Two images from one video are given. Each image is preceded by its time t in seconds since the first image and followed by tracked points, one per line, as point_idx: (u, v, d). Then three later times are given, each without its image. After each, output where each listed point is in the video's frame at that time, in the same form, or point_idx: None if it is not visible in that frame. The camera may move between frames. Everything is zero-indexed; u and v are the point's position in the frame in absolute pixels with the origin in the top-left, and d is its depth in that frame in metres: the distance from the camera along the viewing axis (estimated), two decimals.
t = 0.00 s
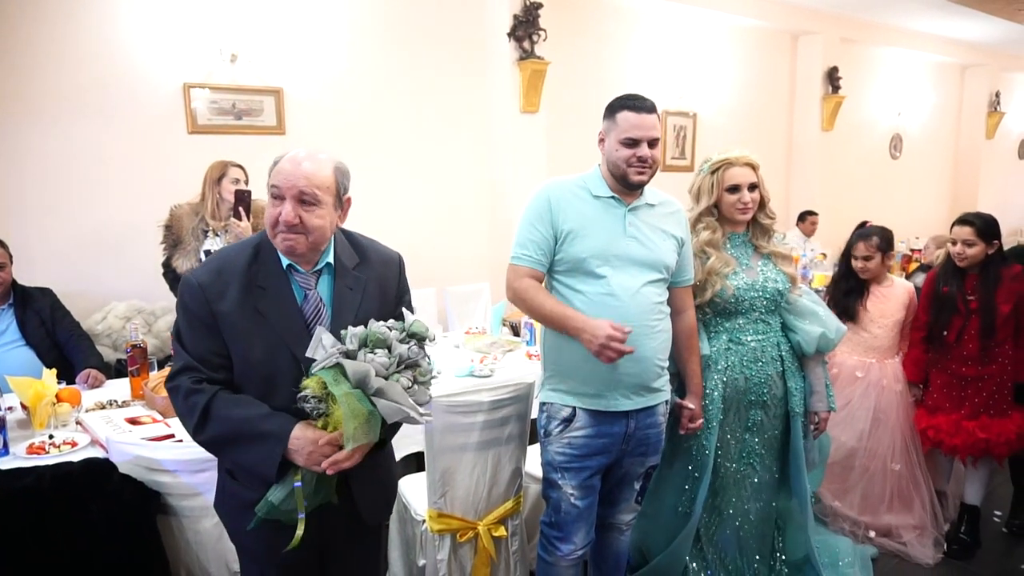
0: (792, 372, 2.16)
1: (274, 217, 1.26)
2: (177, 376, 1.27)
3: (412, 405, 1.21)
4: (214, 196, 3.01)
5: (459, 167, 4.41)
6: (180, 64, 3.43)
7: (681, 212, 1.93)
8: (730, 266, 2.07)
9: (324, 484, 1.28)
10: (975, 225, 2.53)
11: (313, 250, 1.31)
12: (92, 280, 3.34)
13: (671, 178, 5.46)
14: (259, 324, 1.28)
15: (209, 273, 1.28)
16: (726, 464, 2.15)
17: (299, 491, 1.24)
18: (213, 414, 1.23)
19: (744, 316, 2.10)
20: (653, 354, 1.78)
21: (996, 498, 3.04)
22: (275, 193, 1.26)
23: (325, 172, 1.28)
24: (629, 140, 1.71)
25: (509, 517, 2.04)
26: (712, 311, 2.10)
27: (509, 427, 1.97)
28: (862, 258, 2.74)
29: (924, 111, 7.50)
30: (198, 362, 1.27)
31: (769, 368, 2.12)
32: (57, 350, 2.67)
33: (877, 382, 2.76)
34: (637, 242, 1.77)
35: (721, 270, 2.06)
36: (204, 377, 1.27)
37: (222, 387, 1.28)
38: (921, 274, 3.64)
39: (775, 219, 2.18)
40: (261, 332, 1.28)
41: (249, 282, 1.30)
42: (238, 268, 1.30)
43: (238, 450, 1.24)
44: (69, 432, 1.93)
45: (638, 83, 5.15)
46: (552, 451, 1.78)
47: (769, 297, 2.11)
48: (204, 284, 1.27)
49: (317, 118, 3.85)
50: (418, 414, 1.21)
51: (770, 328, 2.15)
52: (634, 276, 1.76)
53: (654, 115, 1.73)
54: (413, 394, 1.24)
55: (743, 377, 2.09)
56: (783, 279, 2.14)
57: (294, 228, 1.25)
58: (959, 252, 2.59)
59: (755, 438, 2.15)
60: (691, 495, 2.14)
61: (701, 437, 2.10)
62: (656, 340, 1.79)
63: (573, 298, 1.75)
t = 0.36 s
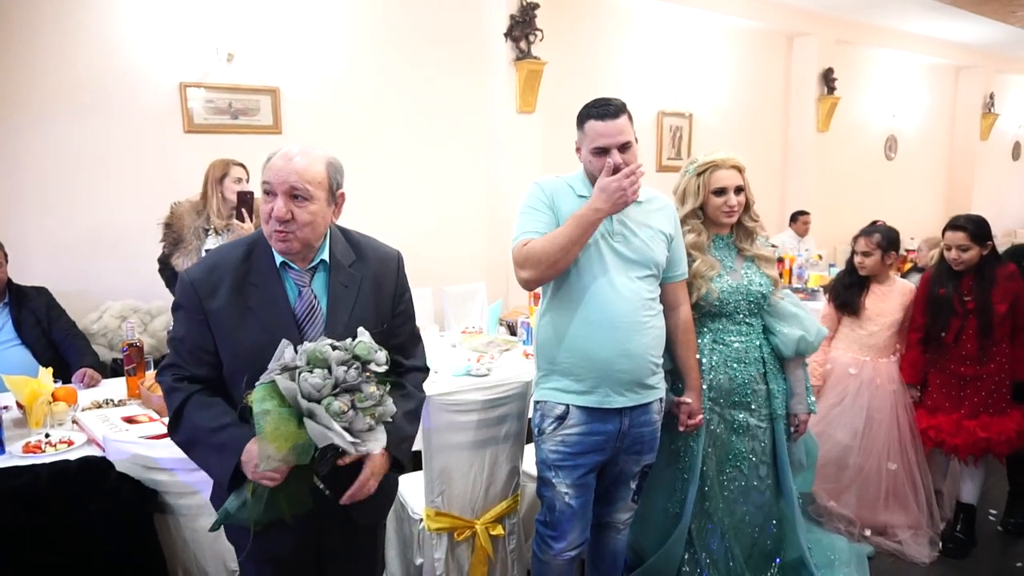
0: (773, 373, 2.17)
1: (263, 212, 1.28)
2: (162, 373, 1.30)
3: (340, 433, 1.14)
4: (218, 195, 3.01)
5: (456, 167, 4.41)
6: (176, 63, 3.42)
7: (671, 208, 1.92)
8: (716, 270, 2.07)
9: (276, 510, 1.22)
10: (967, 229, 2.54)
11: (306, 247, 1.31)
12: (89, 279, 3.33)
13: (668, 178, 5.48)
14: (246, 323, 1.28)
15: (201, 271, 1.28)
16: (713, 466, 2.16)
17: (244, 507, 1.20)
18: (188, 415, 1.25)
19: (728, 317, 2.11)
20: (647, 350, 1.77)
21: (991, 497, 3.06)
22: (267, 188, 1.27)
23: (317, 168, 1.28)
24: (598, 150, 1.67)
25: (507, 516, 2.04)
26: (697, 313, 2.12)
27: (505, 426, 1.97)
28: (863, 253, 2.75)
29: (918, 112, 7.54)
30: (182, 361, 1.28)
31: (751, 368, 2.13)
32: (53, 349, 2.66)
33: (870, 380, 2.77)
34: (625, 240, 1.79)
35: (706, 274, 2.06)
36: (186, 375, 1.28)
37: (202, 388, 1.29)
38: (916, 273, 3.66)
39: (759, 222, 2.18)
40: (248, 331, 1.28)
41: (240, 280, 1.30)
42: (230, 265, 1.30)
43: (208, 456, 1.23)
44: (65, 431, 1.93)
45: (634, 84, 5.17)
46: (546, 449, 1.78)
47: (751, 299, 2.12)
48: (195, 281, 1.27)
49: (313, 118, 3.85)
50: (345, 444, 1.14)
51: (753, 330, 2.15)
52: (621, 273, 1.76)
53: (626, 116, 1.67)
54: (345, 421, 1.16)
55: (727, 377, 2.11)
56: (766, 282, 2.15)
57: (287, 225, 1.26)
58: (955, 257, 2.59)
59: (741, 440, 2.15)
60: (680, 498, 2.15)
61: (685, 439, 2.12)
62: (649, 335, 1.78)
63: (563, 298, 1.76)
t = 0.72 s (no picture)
0: (763, 369, 2.17)
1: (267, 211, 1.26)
2: (154, 364, 1.29)
3: (263, 475, 1.08)
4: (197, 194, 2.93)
5: (452, 165, 4.40)
6: (171, 60, 3.40)
7: (650, 202, 1.90)
8: (707, 271, 2.06)
9: (241, 511, 1.14)
10: (963, 230, 2.54)
11: (308, 246, 1.30)
12: (83, 278, 3.31)
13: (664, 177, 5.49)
14: (240, 318, 1.26)
15: (200, 265, 1.28)
16: (707, 465, 2.15)
17: (207, 503, 1.15)
18: (170, 407, 1.23)
19: (720, 317, 2.11)
20: (631, 347, 1.76)
21: (987, 493, 3.07)
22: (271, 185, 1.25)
23: (321, 165, 1.28)
24: (577, 144, 1.65)
25: (504, 514, 2.03)
26: (688, 315, 2.11)
27: (504, 424, 1.99)
28: (862, 256, 2.75)
29: (913, 110, 7.56)
30: (172, 353, 1.26)
31: (743, 366, 2.13)
32: (46, 348, 2.64)
33: (867, 377, 2.77)
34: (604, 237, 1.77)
35: (698, 275, 2.05)
36: (177, 366, 1.26)
37: (190, 381, 1.27)
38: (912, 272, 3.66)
39: (747, 220, 2.17)
40: (242, 326, 1.26)
41: (238, 277, 1.28)
42: (229, 261, 1.29)
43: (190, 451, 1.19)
44: (60, 430, 1.92)
45: (630, 81, 5.16)
46: (533, 453, 1.76)
47: (742, 298, 2.12)
48: (193, 278, 1.26)
49: (309, 116, 3.83)
50: (265, 487, 1.08)
51: (744, 328, 2.16)
52: (602, 269, 1.74)
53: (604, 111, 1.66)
54: (272, 462, 1.09)
55: (720, 375, 2.10)
56: (755, 280, 2.14)
57: (293, 222, 1.25)
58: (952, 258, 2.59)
59: (735, 438, 2.14)
60: (674, 496, 2.15)
61: (680, 437, 2.11)
62: (632, 332, 1.76)
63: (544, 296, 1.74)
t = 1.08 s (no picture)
0: (761, 363, 2.18)
1: (266, 207, 1.25)
2: (149, 360, 1.28)
3: (247, 484, 1.07)
4: (187, 193, 2.92)
5: (450, 164, 4.40)
6: (168, 59, 3.40)
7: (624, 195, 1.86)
8: (701, 271, 2.06)
9: (228, 513, 1.14)
10: (957, 236, 2.55)
11: (307, 244, 1.30)
12: (80, 277, 3.30)
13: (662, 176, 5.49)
14: (235, 315, 1.26)
15: (195, 261, 1.27)
16: (707, 462, 2.14)
17: (192, 503, 1.13)
18: (163, 404, 1.22)
19: (717, 314, 2.12)
20: (603, 344, 1.72)
21: (985, 491, 3.07)
22: (270, 182, 1.25)
23: (320, 162, 1.27)
24: (546, 133, 1.63)
25: (503, 512, 2.03)
26: (684, 315, 2.10)
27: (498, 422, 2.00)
28: (863, 255, 2.71)
29: (911, 109, 7.56)
30: (166, 350, 1.25)
31: (741, 361, 2.13)
32: (43, 346, 2.63)
33: (865, 374, 2.77)
34: (577, 232, 1.72)
35: (693, 276, 2.05)
36: (172, 364, 1.25)
37: (184, 379, 1.26)
38: (910, 270, 3.66)
39: (736, 218, 2.18)
40: (237, 323, 1.26)
41: (233, 274, 1.28)
42: (224, 258, 1.28)
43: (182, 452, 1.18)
44: (56, 429, 1.91)
45: (629, 80, 5.16)
46: (509, 451, 1.72)
47: (737, 295, 2.12)
48: (187, 274, 1.26)
49: (306, 114, 3.82)
50: (248, 497, 1.07)
51: (740, 323, 2.17)
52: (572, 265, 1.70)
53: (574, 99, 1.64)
54: (258, 473, 1.09)
55: (720, 371, 2.10)
56: (749, 275, 2.16)
57: (293, 220, 1.24)
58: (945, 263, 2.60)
59: (735, 433, 2.14)
60: (675, 494, 2.12)
61: (681, 435, 2.08)
62: (605, 328, 1.72)
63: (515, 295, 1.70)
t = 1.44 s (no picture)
0: (760, 362, 2.16)
1: (255, 208, 1.25)
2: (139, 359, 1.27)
3: (227, 470, 1.07)
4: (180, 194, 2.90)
5: (447, 164, 4.39)
6: (165, 58, 3.39)
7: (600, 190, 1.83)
8: (698, 271, 2.06)
9: (220, 510, 1.14)
10: (945, 256, 2.52)
11: (297, 244, 1.30)
12: (76, 277, 3.30)
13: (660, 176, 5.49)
14: (225, 314, 1.26)
15: (184, 261, 1.27)
16: (704, 460, 2.14)
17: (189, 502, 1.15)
18: (154, 404, 1.22)
19: (714, 313, 2.11)
20: (581, 346, 1.69)
21: (983, 492, 3.07)
22: (258, 183, 1.24)
23: (308, 162, 1.27)
24: (530, 121, 1.61)
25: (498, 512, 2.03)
26: (681, 315, 2.11)
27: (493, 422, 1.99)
28: (866, 250, 2.70)
29: (910, 109, 7.55)
30: (158, 350, 1.25)
31: (739, 361, 2.12)
32: (39, 347, 2.63)
33: (859, 374, 2.75)
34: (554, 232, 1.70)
35: (689, 277, 2.05)
36: (163, 363, 1.25)
37: (175, 379, 1.25)
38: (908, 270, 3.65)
39: (734, 218, 2.17)
40: (227, 323, 1.25)
41: (222, 274, 1.27)
42: (213, 258, 1.28)
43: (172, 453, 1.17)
44: (50, 429, 1.91)
45: (627, 80, 5.16)
46: (488, 454, 1.70)
47: (734, 294, 2.11)
48: (177, 274, 1.25)
49: (303, 114, 3.82)
50: (228, 482, 1.07)
51: (739, 323, 2.15)
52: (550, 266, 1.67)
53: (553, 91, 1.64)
54: (238, 458, 1.09)
55: (717, 370, 2.10)
56: (747, 275, 2.14)
57: (282, 220, 1.25)
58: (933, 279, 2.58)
59: (732, 432, 2.14)
60: (670, 492, 2.12)
61: (676, 433, 2.08)
62: (583, 329, 1.70)
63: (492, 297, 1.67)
